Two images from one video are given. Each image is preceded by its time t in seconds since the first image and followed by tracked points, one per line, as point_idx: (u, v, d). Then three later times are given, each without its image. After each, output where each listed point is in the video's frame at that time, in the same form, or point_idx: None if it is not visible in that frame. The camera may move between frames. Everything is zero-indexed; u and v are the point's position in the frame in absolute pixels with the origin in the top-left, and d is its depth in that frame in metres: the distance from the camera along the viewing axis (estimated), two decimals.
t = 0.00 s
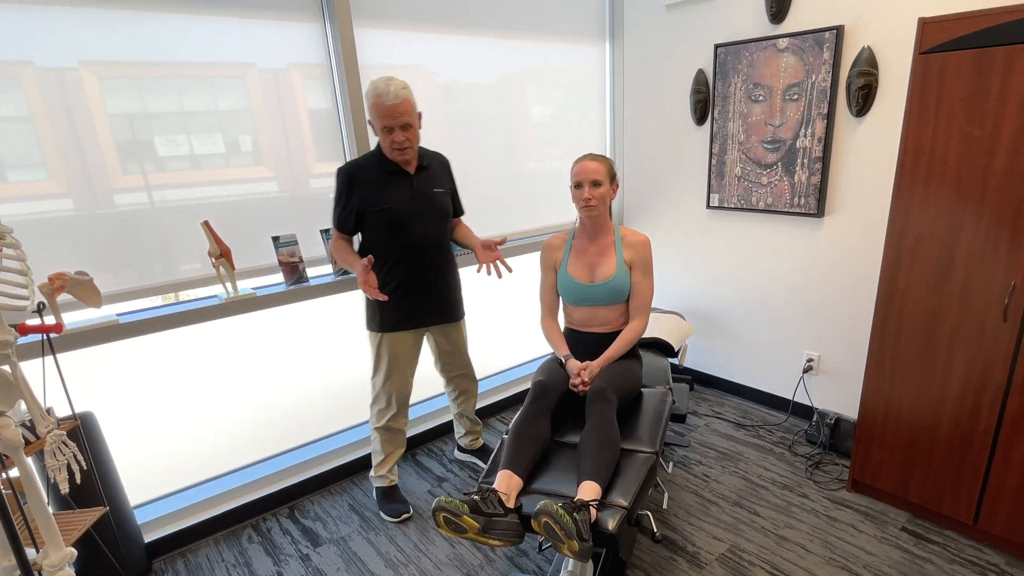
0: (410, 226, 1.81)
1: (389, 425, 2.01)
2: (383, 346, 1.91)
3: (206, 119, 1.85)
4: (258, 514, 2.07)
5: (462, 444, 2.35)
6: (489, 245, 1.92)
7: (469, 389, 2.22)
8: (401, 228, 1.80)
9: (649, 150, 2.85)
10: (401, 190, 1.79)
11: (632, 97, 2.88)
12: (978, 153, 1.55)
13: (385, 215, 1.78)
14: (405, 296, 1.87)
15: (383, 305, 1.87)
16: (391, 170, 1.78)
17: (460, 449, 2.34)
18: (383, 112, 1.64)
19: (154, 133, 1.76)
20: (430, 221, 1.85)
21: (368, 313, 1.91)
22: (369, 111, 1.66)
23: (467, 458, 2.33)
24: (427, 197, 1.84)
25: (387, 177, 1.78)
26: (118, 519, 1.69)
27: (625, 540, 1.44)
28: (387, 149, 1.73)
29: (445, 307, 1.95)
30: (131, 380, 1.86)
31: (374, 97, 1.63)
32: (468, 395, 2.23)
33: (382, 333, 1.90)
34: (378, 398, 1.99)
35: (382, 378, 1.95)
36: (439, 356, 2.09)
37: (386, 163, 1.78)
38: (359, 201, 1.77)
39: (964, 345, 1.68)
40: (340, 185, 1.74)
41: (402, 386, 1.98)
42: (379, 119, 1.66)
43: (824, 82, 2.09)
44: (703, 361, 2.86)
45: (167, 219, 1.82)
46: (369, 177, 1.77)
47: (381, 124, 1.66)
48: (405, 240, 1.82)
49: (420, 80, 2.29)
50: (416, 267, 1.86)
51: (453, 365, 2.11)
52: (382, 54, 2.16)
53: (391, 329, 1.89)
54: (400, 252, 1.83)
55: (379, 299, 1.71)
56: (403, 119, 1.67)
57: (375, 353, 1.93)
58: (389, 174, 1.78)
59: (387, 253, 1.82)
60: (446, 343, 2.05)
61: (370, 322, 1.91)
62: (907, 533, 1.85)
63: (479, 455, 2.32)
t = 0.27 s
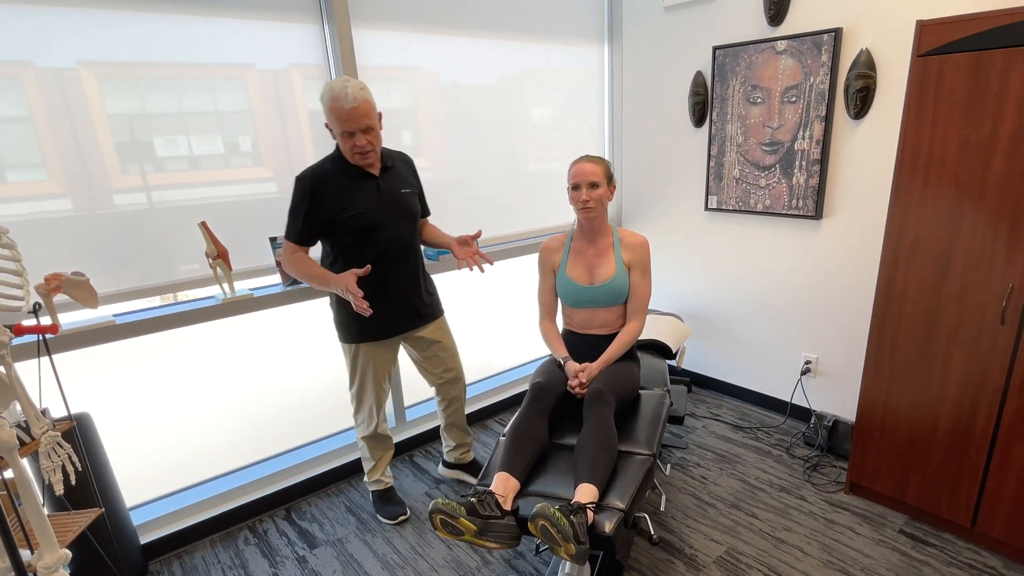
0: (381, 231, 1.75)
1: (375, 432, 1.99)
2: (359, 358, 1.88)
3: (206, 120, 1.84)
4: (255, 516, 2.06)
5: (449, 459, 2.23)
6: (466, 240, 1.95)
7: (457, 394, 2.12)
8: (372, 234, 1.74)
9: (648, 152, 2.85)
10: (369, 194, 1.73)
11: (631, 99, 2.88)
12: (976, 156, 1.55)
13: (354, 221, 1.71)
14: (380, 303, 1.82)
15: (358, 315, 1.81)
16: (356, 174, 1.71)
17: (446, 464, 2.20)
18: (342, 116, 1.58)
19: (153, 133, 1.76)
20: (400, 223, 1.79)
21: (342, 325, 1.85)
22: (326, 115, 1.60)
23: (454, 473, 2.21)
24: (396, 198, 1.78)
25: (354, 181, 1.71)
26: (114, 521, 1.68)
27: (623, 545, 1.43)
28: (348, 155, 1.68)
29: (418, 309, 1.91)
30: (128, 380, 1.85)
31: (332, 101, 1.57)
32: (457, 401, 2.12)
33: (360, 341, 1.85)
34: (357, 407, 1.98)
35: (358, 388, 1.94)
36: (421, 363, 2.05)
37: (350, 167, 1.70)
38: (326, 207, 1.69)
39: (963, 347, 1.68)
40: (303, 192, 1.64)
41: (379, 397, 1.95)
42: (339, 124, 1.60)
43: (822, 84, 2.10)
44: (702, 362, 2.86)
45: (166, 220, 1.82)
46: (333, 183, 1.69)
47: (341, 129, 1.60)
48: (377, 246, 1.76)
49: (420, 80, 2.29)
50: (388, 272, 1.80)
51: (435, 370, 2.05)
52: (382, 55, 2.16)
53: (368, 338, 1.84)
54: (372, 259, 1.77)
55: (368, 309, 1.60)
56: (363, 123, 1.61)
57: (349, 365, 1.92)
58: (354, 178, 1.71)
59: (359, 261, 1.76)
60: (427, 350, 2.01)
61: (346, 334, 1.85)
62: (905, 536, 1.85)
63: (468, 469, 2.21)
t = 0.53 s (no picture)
0: (366, 234, 1.74)
1: (369, 434, 1.98)
2: (350, 361, 1.88)
3: (205, 120, 1.84)
4: (251, 518, 2.05)
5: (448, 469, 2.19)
6: (445, 253, 1.90)
7: (441, 401, 2.09)
8: (357, 237, 1.73)
9: (647, 154, 2.85)
10: (354, 196, 1.71)
11: (630, 101, 2.88)
12: (974, 159, 1.56)
13: (339, 224, 1.70)
14: (367, 308, 1.81)
15: (346, 320, 1.81)
16: (341, 177, 1.70)
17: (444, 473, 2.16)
18: (326, 119, 1.56)
19: (152, 134, 1.75)
20: (387, 227, 1.78)
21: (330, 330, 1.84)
22: (310, 118, 1.58)
23: (450, 484, 2.16)
24: (382, 201, 1.76)
25: (338, 184, 1.70)
26: (110, 522, 1.67)
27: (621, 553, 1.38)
28: (334, 158, 1.66)
29: (408, 314, 1.90)
30: (125, 382, 1.85)
31: (316, 103, 1.55)
32: (440, 409, 2.09)
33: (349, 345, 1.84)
34: (348, 411, 1.97)
35: (349, 391, 1.94)
36: (406, 369, 2.02)
37: (335, 169, 1.69)
38: (311, 211, 1.69)
39: (960, 350, 1.68)
40: (287, 196, 1.64)
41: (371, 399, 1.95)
42: (324, 127, 1.58)
43: (820, 86, 2.10)
44: (700, 364, 2.86)
45: (164, 221, 1.81)
46: (318, 186, 1.68)
47: (326, 132, 1.59)
48: (363, 249, 1.75)
49: (419, 82, 2.29)
50: (375, 277, 1.79)
51: (420, 377, 2.02)
52: (381, 56, 2.16)
53: (356, 343, 1.83)
54: (359, 263, 1.76)
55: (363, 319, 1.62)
56: (348, 125, 1.59)
57: (337, 369, 1.91)
58: (339, 180, 1.70)
59: (345, 265, 1.75)
60: (414, 356, 1.99)
61: (334, 339, 1.84)
62: (902, 539, 1.84)
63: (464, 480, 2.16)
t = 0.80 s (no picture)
0: (356, 236, 1.73)
1: (369, 434, 1.97)
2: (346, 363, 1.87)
3: (204, 120, 1.84)
4: (249, 519, 2.05)
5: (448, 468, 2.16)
6: (429, 251, 1.78)
7: (447, 400, 2.09)
8: (347, 239, 1.72)
9: (646, 155, 2.85)
10: (345, 198, 1.71)
11: (629, 102, 2.88)
12: (973, 161, 1.56)
13: (328, 226, 1.69)
14: (360, 311, 1.80)
15: (339, 323, 1.80)
16: (331, 178, 1.69)
17: (445, 471, 2.14)
18: (316, 114, 1.55)
19: (151, 134, 1.75)
20: (378, 229, 1.76)
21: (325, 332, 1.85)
22: (301, 113, 1.57)
23: (450, 482, 2.13)
24: (373, 202, 1.75)
25: (328, 185, 1.69)
26: (107, 523, 1.66)
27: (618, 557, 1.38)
28: (325, 154, 1.64)
29: (404, 317, 1.89)
30: (123, 382, 1.84)
31: (307, 100, 1.54)
32: (446, 408, 2.09)
33: (341, 347, 1.84)
34: (347, 412, 1.97)
35: (346, 392, 1.93)
36: (411, 369, 2.02)
37: (325, 170, 1.69)
38: (301, 212, 1.69)
39: (959, 352, 1.68)
40: (278, 197, 1.65)
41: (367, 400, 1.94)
42: (314, 122, 1.57)
43: (820, 88, 2.10)
44: (698, 366, 2.86)
45: (163, 221, 1.81)
46: (309, 187, 1.68)
47: (315, 127, 1.57)
48: (353, 251, 1.74)
49: (418, 82, 2.29)
50: (366, 280, 1.78)
51: (423, 377, 2.02)
52: (380, 56, 2.15)
53: (349, 346, 1.83)
54: (350, 265, 1.75)
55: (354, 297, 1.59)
56: (337, 121, 1.58)
57: (335, 370, 1.91)
58: (330, 181, 1.70)
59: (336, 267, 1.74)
60: (412, 357, 1.98)
61: (330, 341, 1.85)
62: (901, 541, 1.84)
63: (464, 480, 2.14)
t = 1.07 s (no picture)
0: (349, 235, 1.72)
1: (367, 435, 1.97)
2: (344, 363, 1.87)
3: (202, 120, 1.83)
4: (247, 520, 2.04)
5: (447, 468, 2.15)
6: (423, 264, 1.78)
7: (449, 403, 2.08)
8: (340, 238, 1.71)
9: (645, 156, 2.86)
10: (338, 197, 1.70)
11: (628, 103, 2.88)
12: (972, 163, 1.56)
13: (321, 224, 1.69)
14: (354, 311, 1.80)
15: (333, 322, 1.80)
16: (325, 176, 1.69)
17: (444, 472, 2.14)
18: (307, 94, 1.59)
19: (149, 134, 1.75)
20: (372, 228, 1.76)
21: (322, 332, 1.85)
22: (297, 100, 1.62)
23: (450, 483, 2.13)
24: (368, 202, 1.74)
25: (322, 184, 1.69)
26: (105, 524, 1.65)
27: (618, 559, 1.38)
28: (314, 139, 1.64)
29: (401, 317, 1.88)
30: (121, 382, 1.83)
31: (302, 86, 1.60)
32: (447, 410, 2.08)
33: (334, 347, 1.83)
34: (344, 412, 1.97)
35: (344, 393, 1.93)
36: (411, 372, 2.02)
37: (320, 168, 1.69)
38: (295, 211, 1.69)
39: (959, 353, 1.68)
40: (273, 196, 1.66)
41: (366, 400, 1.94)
42: (306, 104, 1.60)
43: (819, 89, 2.10)
44: (698, 367, 2.86)
45: (161, 222, 1.80)
46: (303, 186, 1.68)
47: (306, 108, 1.61)
48: (346, 250, 1.73)
49: (418, 83, 2.29)
50: (360, 279, 1.78)
51: (423, 379, 2.02)
52: (379, 57, 2.15)
53: (344, 346, 1.82)
54: (342, 265, 1.75)
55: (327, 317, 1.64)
56: (326, 100, 1.60)
57: (332, 371, 1.91)
58: (324, 179, 1.70)
59: (328, 267, 1.74)
60: (412, 358, 1.98)
61: (326, 341, 1.85)
62: (900, 542, 1.84)
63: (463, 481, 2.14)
